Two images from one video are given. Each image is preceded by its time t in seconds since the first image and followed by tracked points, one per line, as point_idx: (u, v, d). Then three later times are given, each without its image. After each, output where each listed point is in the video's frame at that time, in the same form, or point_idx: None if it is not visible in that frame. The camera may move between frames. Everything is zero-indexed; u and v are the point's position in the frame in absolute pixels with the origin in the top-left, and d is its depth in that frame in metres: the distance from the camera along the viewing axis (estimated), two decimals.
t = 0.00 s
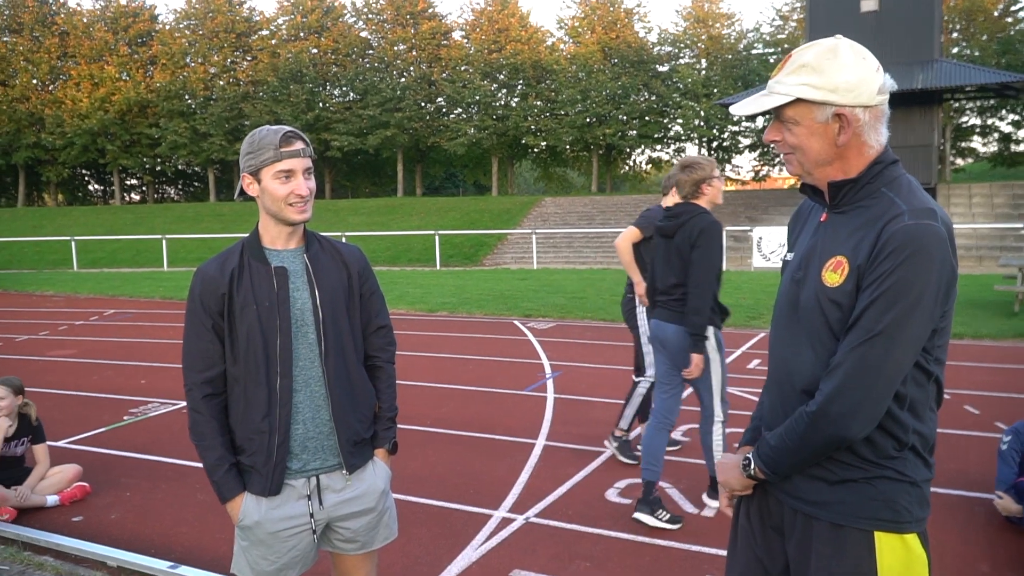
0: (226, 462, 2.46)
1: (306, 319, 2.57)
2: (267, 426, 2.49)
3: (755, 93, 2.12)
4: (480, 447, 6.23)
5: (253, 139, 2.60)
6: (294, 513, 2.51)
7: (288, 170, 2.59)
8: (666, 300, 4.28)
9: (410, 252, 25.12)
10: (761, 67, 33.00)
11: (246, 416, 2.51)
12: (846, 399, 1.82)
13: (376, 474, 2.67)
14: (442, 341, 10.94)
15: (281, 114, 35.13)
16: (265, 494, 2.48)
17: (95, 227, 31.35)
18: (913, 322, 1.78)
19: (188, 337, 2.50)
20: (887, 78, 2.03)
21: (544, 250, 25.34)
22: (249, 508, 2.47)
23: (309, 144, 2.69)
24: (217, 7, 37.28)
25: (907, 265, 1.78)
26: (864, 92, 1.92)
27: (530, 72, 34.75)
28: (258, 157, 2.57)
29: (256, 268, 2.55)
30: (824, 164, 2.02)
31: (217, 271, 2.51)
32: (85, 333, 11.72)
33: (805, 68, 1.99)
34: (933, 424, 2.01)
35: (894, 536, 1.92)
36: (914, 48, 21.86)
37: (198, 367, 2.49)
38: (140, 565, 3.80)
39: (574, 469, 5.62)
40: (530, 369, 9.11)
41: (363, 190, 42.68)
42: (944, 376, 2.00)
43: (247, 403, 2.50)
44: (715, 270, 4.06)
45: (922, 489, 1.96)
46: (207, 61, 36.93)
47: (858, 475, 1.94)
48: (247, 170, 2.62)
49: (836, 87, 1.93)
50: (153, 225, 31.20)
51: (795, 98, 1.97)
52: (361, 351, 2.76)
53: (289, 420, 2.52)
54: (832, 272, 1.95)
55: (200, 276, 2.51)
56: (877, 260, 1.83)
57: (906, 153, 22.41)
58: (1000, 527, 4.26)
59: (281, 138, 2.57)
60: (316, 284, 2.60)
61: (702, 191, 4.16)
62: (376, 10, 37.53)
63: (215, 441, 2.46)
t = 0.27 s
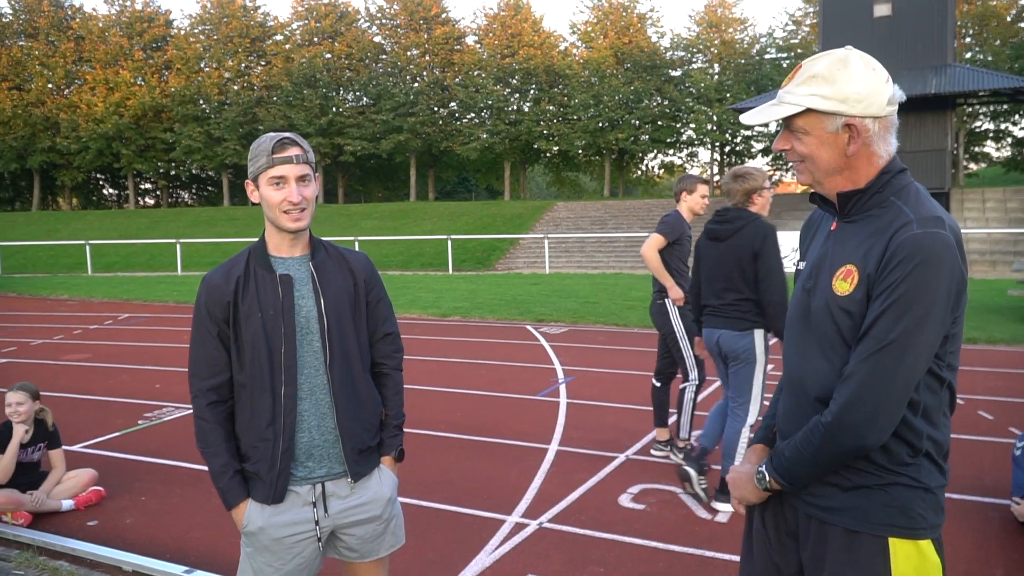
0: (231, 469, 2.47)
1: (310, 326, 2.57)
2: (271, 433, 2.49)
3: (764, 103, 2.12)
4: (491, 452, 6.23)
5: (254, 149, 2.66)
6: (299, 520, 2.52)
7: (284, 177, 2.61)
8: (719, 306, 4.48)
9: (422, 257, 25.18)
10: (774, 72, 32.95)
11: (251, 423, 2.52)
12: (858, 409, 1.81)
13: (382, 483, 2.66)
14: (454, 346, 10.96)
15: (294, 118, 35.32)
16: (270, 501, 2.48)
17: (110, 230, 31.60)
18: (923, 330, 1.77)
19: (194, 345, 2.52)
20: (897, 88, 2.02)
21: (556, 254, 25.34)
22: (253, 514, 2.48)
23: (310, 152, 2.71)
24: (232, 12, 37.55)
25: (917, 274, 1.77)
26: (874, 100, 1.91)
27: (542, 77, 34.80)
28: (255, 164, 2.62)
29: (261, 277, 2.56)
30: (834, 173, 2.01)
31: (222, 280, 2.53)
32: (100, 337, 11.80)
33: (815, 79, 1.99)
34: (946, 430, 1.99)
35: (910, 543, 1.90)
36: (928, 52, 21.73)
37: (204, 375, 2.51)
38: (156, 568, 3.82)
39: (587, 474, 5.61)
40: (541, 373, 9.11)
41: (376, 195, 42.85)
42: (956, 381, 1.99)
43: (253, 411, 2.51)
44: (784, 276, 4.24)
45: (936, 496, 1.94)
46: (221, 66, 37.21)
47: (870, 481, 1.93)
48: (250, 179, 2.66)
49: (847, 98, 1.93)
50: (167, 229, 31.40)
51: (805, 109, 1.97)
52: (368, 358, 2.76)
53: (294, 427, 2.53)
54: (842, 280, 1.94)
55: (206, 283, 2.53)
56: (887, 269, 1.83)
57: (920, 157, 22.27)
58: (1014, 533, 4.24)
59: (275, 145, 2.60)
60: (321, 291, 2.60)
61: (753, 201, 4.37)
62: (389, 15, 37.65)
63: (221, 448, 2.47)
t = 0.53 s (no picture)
0: (220, 475, 2.48)
1: (299, 332, 2.56)
2: (258, 440, 2.49)
3: (761, 115, 2.13)
4: (495, 458, 6.23)
5: (240, 153, 2.67)
6: (287, 527, 2.52)
7: (266, 180, 2.61)
8: (746, 305, 4.58)
9: (427, 261, 25.23)
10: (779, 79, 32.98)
11: (239, 429, 2.52)
12: (841, 421, 1.82)
13: (373, 489, 2.64)
14: (459, 351, 10.97)
15: (300, 123, 35.41)
16: (257, 509, 2.48)
17: (115, 234, 31.69)
18: (908, 342, 1.77)
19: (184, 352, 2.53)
20: (895, 101, 2.03)
21: (561, 260, 25.35)
22: (242, 521, 2.49)
23: (298, 156, 2.71)
24: (238, 16, 37.71)
25: (901, 287, 1.77)
26: (872, 116, 1.92)
27: (548, 83, 34.85)
28: (239, 168, 2.63)
29: (249, 282, 2.56)
30: (829, 185, 2.02)
31: (210, 284, 2.54)
32: (106, 340, 11.84)
33: (813, 92, 1.99)
34: (951, 435, 1.99)
35: (918, 547, 1.90)
36: (933, 60, 21.71)
37: (194, 380, 2.52)
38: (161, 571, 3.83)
39: (591, 481, 5.60)
40: (546, 379, 9.10)
41: (381, 200, 42.94)
42: (956, 386, 1.98)
43: (240, 417, 2.51)
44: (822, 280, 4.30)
45: (945, 500, 1.94)
46: (228, 71, 37.38)
47: (876, 486, 1.93)
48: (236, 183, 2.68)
49: (845, 112, 1.93)
50: (172, 233, 31.48)
51: (802, 122, 1.97)
52: (360, 363, 2.75)
53: (282, 434, 2.52)
54: (833, 291, 1.96)
55: (196, 290, 2.54)
56: (874, 280, 1.83)
57: (924, 166, 22.24)
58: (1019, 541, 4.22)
59: (258, 148, 2.61)
60: (310, 297, 2.60)
61: (792, 209, 4.44)
62: (396, 20, 37.74)
63: (210, 454, 2.48)
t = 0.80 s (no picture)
0: (207, 482, 2.47)
1: (284, 336, 2.55)
2: (244, 446, 2.48)
3: (751, 122, 2.13)
4: (498, 460, 6.23)
5: (222, 154, 2.65)
6: (275, 533, 2.51)
7: (253, 182, 2.59)
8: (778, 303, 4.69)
9: (430, 264, 25.24)
10: (783, 82, 33.00)
11: (225, 436, 2.51)
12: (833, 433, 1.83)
13: (362, 490, 2.62)
14: (461, 354, 10.97)
15: (304, 126, 35.45)
16: (244, 515, 2.47)
17: (118, 236, 31.74)
18: (899, 354, 1.76)
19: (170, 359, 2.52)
20: (882, 109, 2.02)
21: (564, 263, 25.35)
22: (230, 527, 2.49)
23: (282, 157, 2.70)
24: (242, 19, 37.83)
25: (890, 299, 1.76)
26: (859, 127, 1.92)
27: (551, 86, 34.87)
28: (225, 171, 2.60)
29: (233, 287, 2.55)
30: (819, 196, 2.02)
31: (194, 290, 2.53)
32: (109, 343, 11.85)
33: (802, 103, 1.98)
34: (952, 439, 1.97)
35: (921, 551, 1.90)
36: (938, 64, 21.69)
37: (180, 387, 2.51)
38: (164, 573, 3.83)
39: (593, 484, 5.60)
40: (549, 382, 9.10)
41: (384, 202, 43.00)
42: (955, 391, 1.96)
43: (226, 423, 2.50)
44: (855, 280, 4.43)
45: (949, 504, 1.93)
46: (232, 74, 37.49)
47: (877, 491, 1.93)
48: (221, 186, 2.65)
49: (834, 124, 1.93)
50: (176, 236, 31.53)
51: (792, 133, 1.97)
52: (348, 366, 2.72)
53: (268, 440, 2.51)
54: (826, 303, 1.96)
55: (180, 296, 2.53)
56: (862, 293, 1.83)
57: (928, 170, 22.23)
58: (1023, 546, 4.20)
59: (245, 150, 2.59)
60: (294, 300, 2.57)
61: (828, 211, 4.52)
62: (399, 23, 37.85)
63: (197, 460, 2.48)
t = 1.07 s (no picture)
0: (207, 486, 2.45)
1: (280, 336, 2.53)
2: (243, 449, 2.46)
3: (750, 121, 2.11)
4: (499, 459, 6.22)
5: (229, 148, 2.61)
6: (276, 534, 2.51)
7: (263, 181, 2.58)
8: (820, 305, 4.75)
9: (431, 263, 25.25)
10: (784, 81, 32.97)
11: (223, 438, 2.49)
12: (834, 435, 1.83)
13: (362, 485, 2.62)
14: (462, 353, 10.97)
15: (305, 125, 35.42)
16: (244, 517, 2.46)
17: (119, 236, 31.75)
18: (898, 356, 1.75)
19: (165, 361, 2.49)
20: (880, 107, 2.02)
21: (565, 263, 25.35)
22: (231, 530, 2.48)
23: (288, 156, 2.68)
24: (243, 18, 37.83)
25: (889, 300, 1.75)
26: (859, 126, 1.90)
27: (552, 85, 34.86)
28: (232, 167, 2.56)
29: (230, 287, 2.53)
30: (818, 195, 2.01)
31: (189, 291, 2.49)
32: (110, 342, 11.85)
33: (801, 102, 1.97)
34: (952, 437, 1.95)
35: (918, 548, 1.89)
36: (939, 63, 21.68)
37: (174, 390, 2.48)
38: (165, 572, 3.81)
39: (594, 482, 5.60)
40: (550, 381, 9.10)
41: (386, 202, 43.03)
42: (953, 391, 1.95)
43: (224, 425, 2.48)
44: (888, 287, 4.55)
45: (946, 501, 1.92)
46: (233, 72, 37.52)
47: (877, 489, 1.92)
48: (222, 183, 2.61)
49: (832, 122, 1.92)
50: (177, 235, 31.53)
51: (791, 133, 1.95)
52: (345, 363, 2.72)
53: (267, 442, 2.49)
54: (825, 303, 1.95)
55: (174, 296, 2.50)
56: (862, 294, 1.82)
57: (929, 170, 22.22)
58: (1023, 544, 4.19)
59: (256, 148, 2.56)
60: (291, 300, 2.56)
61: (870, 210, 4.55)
62: (401, 22, 37.86)
63: (194, 463, 2.46)
